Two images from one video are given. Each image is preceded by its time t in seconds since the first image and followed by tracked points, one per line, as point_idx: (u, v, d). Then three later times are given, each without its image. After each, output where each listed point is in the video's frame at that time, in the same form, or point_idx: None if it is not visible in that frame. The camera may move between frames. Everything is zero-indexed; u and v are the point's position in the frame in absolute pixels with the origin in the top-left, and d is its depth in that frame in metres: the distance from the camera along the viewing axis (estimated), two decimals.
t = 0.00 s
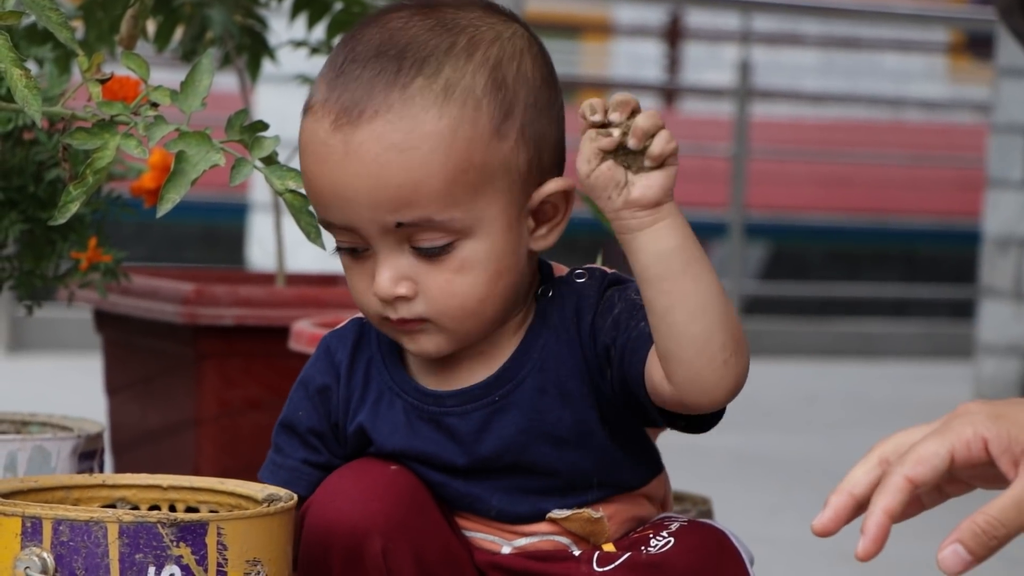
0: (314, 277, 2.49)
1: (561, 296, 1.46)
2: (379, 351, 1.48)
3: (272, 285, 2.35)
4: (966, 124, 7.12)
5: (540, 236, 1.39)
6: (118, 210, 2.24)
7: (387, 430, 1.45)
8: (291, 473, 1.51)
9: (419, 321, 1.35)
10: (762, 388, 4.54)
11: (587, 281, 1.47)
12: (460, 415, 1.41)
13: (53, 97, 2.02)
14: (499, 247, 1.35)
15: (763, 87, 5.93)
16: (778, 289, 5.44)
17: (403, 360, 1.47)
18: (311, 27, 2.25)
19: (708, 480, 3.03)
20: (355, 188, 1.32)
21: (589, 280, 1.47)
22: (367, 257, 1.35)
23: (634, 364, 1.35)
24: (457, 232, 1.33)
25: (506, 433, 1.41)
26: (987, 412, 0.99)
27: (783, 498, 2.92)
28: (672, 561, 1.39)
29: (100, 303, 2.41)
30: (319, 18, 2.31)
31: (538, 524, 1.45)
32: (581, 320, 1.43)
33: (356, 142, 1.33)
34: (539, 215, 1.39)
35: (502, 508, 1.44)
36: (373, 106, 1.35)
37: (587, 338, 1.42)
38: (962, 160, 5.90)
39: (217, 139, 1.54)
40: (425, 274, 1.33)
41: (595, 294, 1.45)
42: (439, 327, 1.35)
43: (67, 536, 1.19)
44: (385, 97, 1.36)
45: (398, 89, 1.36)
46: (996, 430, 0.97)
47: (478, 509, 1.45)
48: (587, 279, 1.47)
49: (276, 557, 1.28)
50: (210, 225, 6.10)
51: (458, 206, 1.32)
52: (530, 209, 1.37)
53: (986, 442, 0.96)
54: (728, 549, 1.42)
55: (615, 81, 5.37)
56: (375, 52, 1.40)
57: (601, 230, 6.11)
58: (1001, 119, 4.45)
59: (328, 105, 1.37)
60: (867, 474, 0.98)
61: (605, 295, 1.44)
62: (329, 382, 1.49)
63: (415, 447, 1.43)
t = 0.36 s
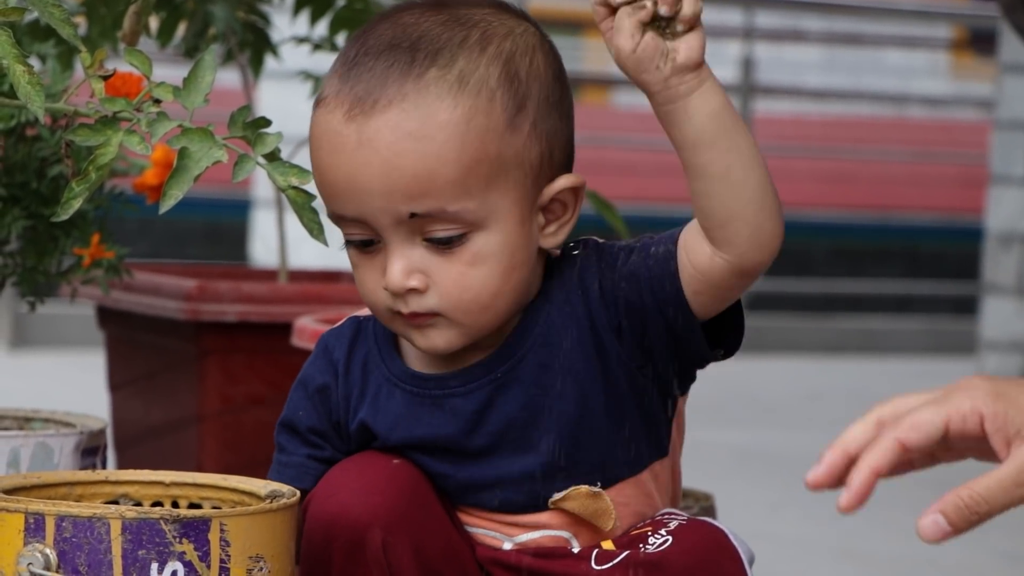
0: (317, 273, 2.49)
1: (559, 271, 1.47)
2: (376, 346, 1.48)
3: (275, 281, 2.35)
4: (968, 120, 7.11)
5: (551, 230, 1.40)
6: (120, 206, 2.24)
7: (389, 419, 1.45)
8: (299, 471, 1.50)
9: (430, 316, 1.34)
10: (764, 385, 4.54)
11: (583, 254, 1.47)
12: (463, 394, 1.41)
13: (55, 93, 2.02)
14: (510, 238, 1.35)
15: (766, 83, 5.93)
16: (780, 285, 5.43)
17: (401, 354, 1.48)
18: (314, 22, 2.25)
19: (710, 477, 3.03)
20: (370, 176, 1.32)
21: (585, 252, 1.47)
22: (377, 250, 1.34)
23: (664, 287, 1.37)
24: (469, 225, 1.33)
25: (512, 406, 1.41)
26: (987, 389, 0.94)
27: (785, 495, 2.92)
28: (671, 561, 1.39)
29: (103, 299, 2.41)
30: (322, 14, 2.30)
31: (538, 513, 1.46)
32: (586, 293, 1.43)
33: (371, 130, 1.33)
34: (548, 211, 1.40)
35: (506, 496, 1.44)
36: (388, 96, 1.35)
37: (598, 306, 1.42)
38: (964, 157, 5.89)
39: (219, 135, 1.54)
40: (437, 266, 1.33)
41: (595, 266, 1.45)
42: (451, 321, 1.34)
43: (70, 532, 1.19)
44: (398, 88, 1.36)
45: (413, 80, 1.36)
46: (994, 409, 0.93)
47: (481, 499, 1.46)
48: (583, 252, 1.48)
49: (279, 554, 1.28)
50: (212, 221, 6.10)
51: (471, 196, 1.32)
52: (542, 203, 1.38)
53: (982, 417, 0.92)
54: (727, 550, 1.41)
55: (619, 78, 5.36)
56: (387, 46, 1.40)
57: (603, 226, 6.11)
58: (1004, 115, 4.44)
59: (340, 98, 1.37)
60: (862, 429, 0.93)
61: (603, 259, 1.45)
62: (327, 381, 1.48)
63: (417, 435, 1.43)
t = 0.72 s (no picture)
0: (319, 271, 2.49)
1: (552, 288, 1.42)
2: (389, 350, 1.48)
3: (277, 279, 2.35)
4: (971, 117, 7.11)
5: (563, 218, 1.38)
6: (123, 204, 2.24)
7: (390, 433, 1.45)
8: (306, 463, 1.51)
9: (455, 300, 1.29)
10: (767, 381, 4.55)
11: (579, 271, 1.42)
12: (462, 425, 1.41)
13: (57, 91, 2.02)
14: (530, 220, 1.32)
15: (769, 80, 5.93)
16: (783, 282, 5.43)
17: (414, 359, 1.47)
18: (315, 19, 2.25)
19: (713, 474, 3.04)
20: (392, 156, 1.30)
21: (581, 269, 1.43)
22: (396, 237, 1.31)
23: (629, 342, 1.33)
24: (489, 201, 1.30)
25: (507, 438, 1.40)
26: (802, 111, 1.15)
27: (787, 493, 2.91)
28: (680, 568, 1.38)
29: (105, 297, 2.41)
30: (323, 11, 2.30)
31: (542, 526, 1.45)
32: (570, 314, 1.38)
33: (390, 110, 1.33)
34: (560, 198, 1.39)
35: (507, 514, 1.44)
36: (403, 75, 1.35)
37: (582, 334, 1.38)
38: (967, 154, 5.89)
39: (222, 133, 1.54)
40: (460, 246, 1.28)
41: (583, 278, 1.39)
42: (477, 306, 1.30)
43: (73, 530, 1.19)
44: (412, 66, 1.36)
45: (428, 58, 1.36)
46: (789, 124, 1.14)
47: (482, 513, 1.46)
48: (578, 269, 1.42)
49: (281, 551, 1.28)
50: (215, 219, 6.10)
51: (492, 170, 1.30)
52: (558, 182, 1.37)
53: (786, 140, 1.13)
54: (737, 558, 1.41)
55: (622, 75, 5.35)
56: (397, 33, 1.41)
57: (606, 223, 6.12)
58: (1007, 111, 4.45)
59: (356, 83, 1.37)
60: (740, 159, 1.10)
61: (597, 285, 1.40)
62: (338, 381, 1.49)
63: (420, 452, 1.43)
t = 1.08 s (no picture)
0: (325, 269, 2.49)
1: (581, 299, 1.45)
2: (408, 347, 1.48)
3: (282, 276, 2.35)
4: (977, 111, 7.09)
5: (587, 220, 1.41)
6: (128, 203, 2.24)
7: (410, 431, 1.45)
8: (323, 460, 1.51)
9: (482, 302, 1.33)
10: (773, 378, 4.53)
11: (608, 284, 1.46)
12: (482, 421, 1.41)
13: (62, 90, 2.03)
14: (556, 223, 1.35)
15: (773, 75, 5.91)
16: (788, 279, 5.41)
17: (433, 357, 1.47)
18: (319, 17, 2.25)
19: (719, 470, 3.04)
20: (425, 159, 1.30)
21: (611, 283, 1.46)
22: (425, 239, 1.32)
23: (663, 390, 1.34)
24: (520, 205, 1.32)
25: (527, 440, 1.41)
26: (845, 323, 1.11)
27: (794, 489, 2.92)
28: (686, 555, 1.38)
29: (111, 295, 2.41)
30: (327, 9, 2.30)
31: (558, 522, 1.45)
32: (601, 333, 1.43)
33: (423, 113, 1.32)
34: (585, 200, 1.41)
35: (524, 506, 1.45)
36: (435, 77, 1.35)
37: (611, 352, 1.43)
38: (972, 149, 5.88)
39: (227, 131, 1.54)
40: (489, 250, 1.31)
41: (615, 298, 1.44)
42: (502, 308, 1.33)
43: (80, 528, 1.19)
44: (444, 69, 1.35)
45: (460, 60, 1.36)
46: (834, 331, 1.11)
47: (500, 505, 1.46)
48: (609, 282, 1.46)
49: (288, 548, 1.28)
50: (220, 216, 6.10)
51: (524, 174, 1.32)
52: (582, 187, 1.39)
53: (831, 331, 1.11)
54: (742, 547, 1.42)
55: (628, 70, 5.35)
56: (425, 35, 1.40)
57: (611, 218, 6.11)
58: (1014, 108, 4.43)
59: (386, 85, 1.36)
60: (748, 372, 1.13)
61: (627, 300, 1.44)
62: (355, 376, 1.49)
63: (437, 449, 1.44)
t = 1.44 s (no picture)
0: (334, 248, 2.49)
1: (626, 265, 1.45)
2: (439, 318, 1.47)
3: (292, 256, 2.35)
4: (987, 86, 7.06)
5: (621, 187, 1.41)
6: (138, 183, 2.24)
7: (449, 397, 1.44)
8: (359, 435, 1.49)
9: (527, 266, 1.31)
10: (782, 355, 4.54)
11: (650, 252, 1.46)
12: (522, 381, 1.40)
13: (71, 71, 2.03)
14: (600, 188, 1.34)
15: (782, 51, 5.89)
16: (797, 256, 5.41)
17: (465, 326, 1.46)
18: None
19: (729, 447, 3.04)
20: (476, 121, 1.30)
21: (653, 251, 1.46)
22: (470, 203, 1.32)
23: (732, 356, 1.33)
24: (568, 167, 1.32)
25: (565, 401, 1.39)
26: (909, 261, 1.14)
27: (802, 467, 2.92)
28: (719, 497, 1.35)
29: (121, 276, 2.41)
30: None
31: (597, 480, 1.44)
32: (646, 297, 1.42)
33: (474, 77, 1.32)
34: (618, 167, 1.41)
35: (564, 466, 1.43)
36: (484, 43, 1.34)
37: (656, 314, 1.42)
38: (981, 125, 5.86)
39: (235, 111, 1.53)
40: (537, 212, 1.30)
41: (661, 265, 1.44)
42: (546, 271, 1.32)
43: (92, 508, 1.19)
44: (492, 34, 1.35)
45: (507, 26, 1.35)
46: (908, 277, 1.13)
47: (539, 467, 1.44)
48: (651, 248, 1.46)
49: (300, 528, 1.28)
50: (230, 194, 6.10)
51: (572, 137, 1.32)
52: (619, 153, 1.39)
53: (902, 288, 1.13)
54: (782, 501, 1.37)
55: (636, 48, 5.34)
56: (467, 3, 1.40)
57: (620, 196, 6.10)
58: None
59: (433, 50, 1.36)
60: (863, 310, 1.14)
61: (671, 270, 1.44)
62: (388, 349, 1.48)
63: (475, 413, 1.42)
